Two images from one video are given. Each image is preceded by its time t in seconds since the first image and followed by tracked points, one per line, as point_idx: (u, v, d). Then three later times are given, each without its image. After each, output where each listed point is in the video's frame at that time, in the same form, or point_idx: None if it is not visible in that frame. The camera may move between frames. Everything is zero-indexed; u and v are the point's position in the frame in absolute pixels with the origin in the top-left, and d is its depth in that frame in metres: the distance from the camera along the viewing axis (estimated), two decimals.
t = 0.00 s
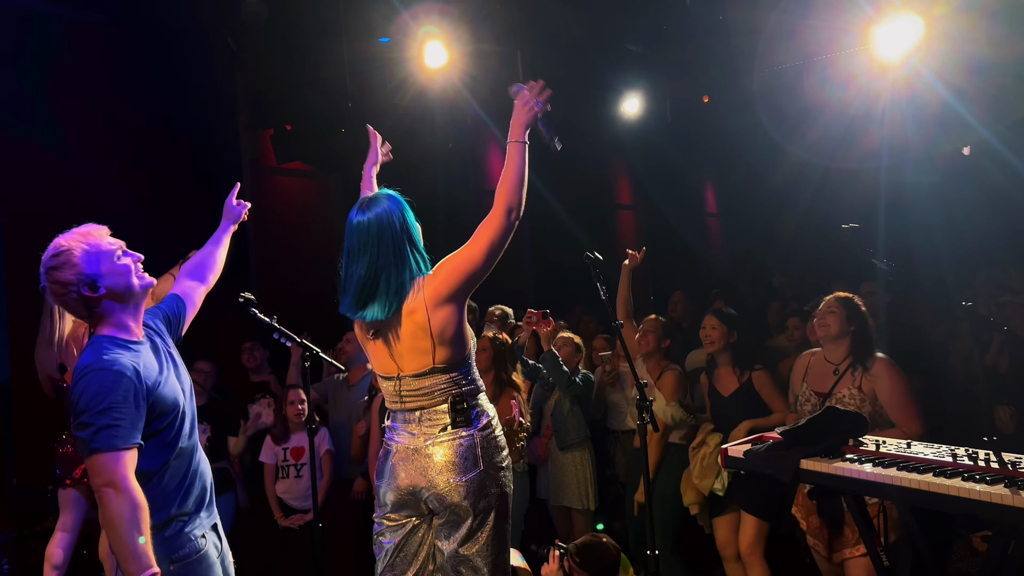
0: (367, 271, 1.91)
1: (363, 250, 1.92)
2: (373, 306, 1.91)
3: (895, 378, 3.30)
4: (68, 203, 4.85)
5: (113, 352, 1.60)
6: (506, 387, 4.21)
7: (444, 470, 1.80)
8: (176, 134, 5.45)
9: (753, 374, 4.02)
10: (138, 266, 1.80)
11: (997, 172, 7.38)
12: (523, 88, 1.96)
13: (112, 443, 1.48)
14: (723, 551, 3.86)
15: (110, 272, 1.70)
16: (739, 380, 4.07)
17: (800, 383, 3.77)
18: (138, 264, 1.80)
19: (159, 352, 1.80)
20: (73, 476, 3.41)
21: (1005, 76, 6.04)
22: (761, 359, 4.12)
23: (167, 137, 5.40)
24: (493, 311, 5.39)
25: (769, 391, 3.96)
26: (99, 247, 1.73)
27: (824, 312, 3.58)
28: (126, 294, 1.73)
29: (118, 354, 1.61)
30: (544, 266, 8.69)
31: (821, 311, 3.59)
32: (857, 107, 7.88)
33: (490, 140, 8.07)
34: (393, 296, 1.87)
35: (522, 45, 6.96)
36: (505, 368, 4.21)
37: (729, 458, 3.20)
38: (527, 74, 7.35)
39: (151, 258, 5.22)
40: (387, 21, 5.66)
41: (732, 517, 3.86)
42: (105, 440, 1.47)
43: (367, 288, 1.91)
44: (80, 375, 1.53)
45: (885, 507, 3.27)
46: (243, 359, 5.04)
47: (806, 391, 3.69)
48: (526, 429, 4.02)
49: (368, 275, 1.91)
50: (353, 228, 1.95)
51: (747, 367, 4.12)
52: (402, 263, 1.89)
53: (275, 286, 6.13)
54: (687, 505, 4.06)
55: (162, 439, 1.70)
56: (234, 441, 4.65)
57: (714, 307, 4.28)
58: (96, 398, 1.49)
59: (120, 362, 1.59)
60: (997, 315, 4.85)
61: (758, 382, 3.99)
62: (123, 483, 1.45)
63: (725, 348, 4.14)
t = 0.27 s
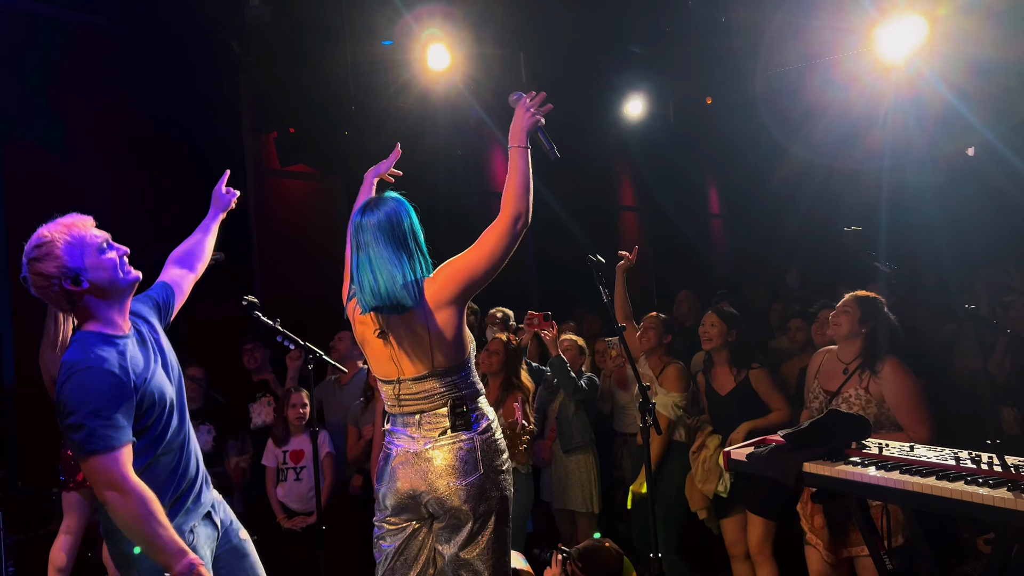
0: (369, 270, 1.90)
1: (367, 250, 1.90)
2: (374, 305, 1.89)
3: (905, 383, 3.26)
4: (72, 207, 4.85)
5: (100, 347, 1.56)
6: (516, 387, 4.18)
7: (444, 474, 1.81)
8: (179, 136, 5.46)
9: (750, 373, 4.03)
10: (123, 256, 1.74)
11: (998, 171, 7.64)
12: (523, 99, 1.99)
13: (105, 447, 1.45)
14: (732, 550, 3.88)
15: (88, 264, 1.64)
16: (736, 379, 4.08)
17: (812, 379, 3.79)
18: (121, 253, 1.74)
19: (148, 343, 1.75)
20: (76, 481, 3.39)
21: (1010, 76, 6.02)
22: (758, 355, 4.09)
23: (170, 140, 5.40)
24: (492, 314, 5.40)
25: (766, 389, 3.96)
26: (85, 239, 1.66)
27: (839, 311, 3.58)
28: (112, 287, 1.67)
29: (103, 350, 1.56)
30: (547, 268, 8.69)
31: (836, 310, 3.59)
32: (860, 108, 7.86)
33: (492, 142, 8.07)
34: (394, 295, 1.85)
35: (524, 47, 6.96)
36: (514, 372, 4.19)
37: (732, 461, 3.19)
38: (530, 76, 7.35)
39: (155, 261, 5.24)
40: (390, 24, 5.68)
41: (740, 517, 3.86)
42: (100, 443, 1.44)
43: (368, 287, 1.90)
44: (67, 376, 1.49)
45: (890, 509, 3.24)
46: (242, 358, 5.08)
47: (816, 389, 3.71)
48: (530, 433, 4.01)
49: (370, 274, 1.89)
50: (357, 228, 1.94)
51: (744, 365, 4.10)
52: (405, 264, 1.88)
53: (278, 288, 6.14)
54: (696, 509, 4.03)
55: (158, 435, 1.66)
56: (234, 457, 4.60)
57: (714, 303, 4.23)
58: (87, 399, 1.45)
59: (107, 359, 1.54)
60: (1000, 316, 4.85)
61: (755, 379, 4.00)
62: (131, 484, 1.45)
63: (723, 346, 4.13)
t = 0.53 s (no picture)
0: (375, 271, 1.93)
1: (374, 252, 1.94)
2: (378, 305, 1.92)
3: (907, 385, 3.25)
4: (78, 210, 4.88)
5: (113, 335, 1.59)
6: (518, 389, 4.20)
7: (443, 478, 1.82)
8: (184, 139, 5.49)
9: (746, 378, 4.03)
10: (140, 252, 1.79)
11: (1003, 171, 7.57)
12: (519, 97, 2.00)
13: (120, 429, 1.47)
14: (737, 551, 3.87)
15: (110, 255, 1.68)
16: (734, 387, 4.07)
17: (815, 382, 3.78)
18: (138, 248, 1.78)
19: (153, 337, 1.79)
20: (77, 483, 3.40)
21: (1016, 77, 6.03)
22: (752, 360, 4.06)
23: (175, 143, 5.43)
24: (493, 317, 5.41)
25: (764, 391, 3.96)
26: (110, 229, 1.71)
27: (844, 314, 3.59)
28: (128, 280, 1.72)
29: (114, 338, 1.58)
30: (551, 268, 8.70)
31: (841, 313, 3.60)
32: (864, 109, 7.84)
33: (495, 143, 8.08)
34: (399, 296, 1.88)
35: (528, 49, 6.97)
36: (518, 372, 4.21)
37: (735, 464, 3.20)
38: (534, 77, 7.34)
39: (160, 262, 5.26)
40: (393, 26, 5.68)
41: (749, 519, 3.87)
42: (112, 426, 1.46)
43: (374, 288, 1.93)
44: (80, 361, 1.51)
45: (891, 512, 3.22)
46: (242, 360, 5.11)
47: (817, 392, 3.69)
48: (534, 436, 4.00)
49: (376, 276, 1.93)
50: (366, 226, 1.97)
51: (739, 370, 4.08)
52: (411, 267, 1.91)
53: (282, 289, 6.17)
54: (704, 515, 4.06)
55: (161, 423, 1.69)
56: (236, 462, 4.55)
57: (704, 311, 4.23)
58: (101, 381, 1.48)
59: (118, 345, 1.57)
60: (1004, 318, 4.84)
61: (753, 385, 4.00)
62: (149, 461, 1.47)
63: (714, 353, 4.12)
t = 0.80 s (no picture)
0: (368, 280, 1.95)
1: (367, 261, 1.96)
2: (373, 313, 1.94)
3: (902, 384, 3.27)
4: (84, 211, 4.91)
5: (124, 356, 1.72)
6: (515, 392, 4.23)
7: (446, 482, 1.83)
8: (189, 141, 5.52)
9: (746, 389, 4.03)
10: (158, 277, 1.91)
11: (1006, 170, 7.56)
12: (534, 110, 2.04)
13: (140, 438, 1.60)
14: (739, 552, 3.89)
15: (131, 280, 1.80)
16: (733, 399, 4.06)
17: (809, 387, 3.78)
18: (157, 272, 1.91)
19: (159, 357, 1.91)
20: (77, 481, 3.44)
21: (1020, 78, 6.01)
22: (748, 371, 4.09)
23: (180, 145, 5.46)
24: (501, 317, 5.41)
25: (764, 399, 3.96)
26: (128, 253, 1.82)
27: (836, 317, 3.59)
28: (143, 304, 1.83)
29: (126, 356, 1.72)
30: (555, 268, 8.71)
31: (833, 316, 3.60)
32: (868, 109, 7.84)
33: (498, 144, 8.10)
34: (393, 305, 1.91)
35: (531, 50, 7.00)
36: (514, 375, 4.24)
37: (736, 466, 3.21)
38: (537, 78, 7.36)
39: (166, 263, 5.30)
40: (396, 28, 5.71)
41: (754, 521, 3.88)
42: (134, 435, 1.59)
43: (367, 297, 1.95)
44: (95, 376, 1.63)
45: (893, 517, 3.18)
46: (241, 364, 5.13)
47: (812, 395, 3.70)
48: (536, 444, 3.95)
49: (370, 285, 1.95)
50: (361, 231, 2.00)
51: (732, 382, 4.11)
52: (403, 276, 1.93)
53: (287, 290, 6.20)
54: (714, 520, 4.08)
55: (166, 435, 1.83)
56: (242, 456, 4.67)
57: (697, 323, 4.30)
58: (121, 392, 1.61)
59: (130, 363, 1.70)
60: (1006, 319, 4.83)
61: (751, 393, 4.01)
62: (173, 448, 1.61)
63: (709, 366, 4.17)
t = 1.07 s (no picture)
0: (379, 277, 1.91)
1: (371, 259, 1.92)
2: (384, 311, 1.89)
3: (901, 375, 3.31)
4: (93, 213, 4.95)
5: (130, 356, 1.91)
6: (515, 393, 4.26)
7: (446, 488, 1.84)
8: (197, 143, 5.56)
9: (752, 390, 4.07)
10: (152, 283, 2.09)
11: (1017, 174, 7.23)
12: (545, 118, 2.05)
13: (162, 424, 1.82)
14: (745, 552, 3.88)
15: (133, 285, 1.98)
16: (739, 401, 4.10)
17: (805, 387, 3.73)
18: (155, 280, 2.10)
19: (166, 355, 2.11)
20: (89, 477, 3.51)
21: None
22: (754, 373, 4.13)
23: (187, 146, 5.49)
24: (509, 316, 5.43)
25: (770, 399, 4.01)
26: (122, 264, 2.00)
27: (831, 314, 3.57)
28: (138, 308, 2.01)
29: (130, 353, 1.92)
30: (561, 268, 8.72)
31: (828, 314, 3.58)
32: (875, 109, 7.81)
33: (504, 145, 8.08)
34: (406, 301, 1.87)
35: (536, 50, 7.01)
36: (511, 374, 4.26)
37: (740, 467, 3.21)
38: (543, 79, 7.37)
39: (174, 263, 5.34)
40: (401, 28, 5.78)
41: (761, 522, 3.88)
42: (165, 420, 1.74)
43: (375, 295, 1.91)
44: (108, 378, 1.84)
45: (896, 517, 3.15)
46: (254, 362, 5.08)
47: (811, 393, 3.65)
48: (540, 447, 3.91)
49: (380, 282, 1.91)
50: (360, 230, 1.96)
51: (739, 384, 4.15)
52: (411, 270, 1.90)
53: (294, 291, 6.23)
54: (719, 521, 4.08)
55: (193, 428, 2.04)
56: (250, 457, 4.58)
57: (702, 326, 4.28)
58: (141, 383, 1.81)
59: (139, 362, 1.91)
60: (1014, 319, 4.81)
61: (759, 397, 4.05)
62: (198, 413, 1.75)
63: (715, 368, 4.18)
